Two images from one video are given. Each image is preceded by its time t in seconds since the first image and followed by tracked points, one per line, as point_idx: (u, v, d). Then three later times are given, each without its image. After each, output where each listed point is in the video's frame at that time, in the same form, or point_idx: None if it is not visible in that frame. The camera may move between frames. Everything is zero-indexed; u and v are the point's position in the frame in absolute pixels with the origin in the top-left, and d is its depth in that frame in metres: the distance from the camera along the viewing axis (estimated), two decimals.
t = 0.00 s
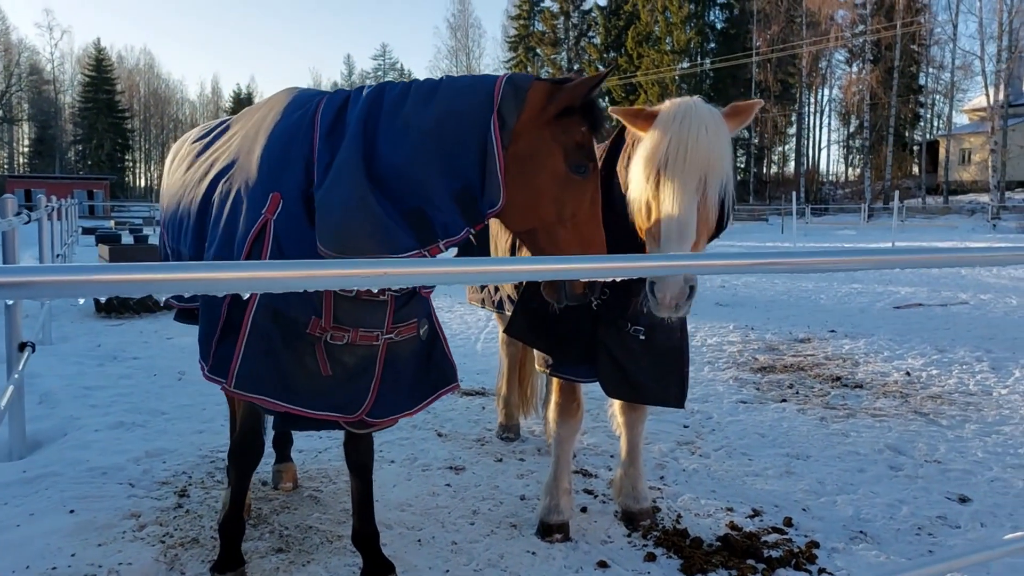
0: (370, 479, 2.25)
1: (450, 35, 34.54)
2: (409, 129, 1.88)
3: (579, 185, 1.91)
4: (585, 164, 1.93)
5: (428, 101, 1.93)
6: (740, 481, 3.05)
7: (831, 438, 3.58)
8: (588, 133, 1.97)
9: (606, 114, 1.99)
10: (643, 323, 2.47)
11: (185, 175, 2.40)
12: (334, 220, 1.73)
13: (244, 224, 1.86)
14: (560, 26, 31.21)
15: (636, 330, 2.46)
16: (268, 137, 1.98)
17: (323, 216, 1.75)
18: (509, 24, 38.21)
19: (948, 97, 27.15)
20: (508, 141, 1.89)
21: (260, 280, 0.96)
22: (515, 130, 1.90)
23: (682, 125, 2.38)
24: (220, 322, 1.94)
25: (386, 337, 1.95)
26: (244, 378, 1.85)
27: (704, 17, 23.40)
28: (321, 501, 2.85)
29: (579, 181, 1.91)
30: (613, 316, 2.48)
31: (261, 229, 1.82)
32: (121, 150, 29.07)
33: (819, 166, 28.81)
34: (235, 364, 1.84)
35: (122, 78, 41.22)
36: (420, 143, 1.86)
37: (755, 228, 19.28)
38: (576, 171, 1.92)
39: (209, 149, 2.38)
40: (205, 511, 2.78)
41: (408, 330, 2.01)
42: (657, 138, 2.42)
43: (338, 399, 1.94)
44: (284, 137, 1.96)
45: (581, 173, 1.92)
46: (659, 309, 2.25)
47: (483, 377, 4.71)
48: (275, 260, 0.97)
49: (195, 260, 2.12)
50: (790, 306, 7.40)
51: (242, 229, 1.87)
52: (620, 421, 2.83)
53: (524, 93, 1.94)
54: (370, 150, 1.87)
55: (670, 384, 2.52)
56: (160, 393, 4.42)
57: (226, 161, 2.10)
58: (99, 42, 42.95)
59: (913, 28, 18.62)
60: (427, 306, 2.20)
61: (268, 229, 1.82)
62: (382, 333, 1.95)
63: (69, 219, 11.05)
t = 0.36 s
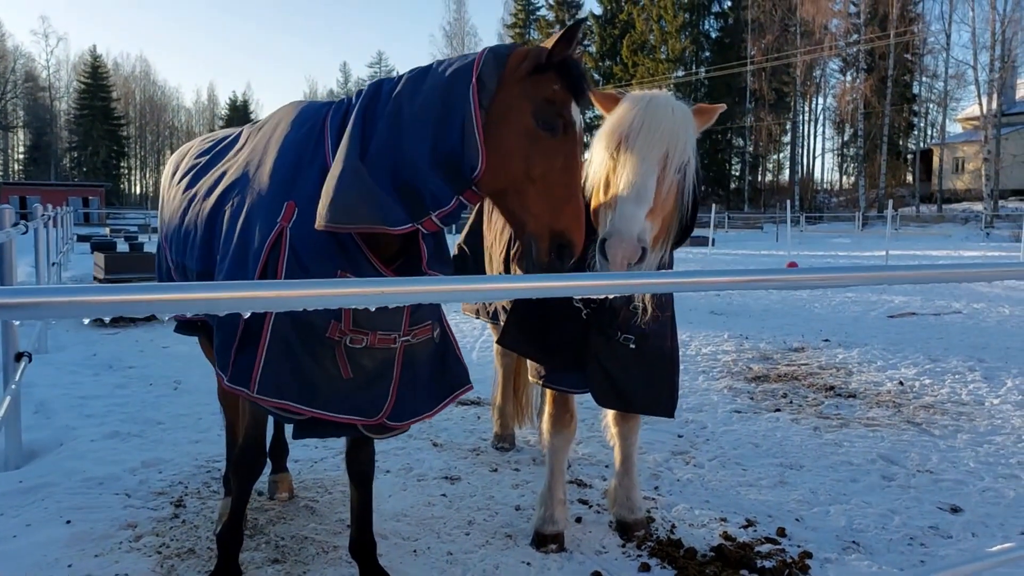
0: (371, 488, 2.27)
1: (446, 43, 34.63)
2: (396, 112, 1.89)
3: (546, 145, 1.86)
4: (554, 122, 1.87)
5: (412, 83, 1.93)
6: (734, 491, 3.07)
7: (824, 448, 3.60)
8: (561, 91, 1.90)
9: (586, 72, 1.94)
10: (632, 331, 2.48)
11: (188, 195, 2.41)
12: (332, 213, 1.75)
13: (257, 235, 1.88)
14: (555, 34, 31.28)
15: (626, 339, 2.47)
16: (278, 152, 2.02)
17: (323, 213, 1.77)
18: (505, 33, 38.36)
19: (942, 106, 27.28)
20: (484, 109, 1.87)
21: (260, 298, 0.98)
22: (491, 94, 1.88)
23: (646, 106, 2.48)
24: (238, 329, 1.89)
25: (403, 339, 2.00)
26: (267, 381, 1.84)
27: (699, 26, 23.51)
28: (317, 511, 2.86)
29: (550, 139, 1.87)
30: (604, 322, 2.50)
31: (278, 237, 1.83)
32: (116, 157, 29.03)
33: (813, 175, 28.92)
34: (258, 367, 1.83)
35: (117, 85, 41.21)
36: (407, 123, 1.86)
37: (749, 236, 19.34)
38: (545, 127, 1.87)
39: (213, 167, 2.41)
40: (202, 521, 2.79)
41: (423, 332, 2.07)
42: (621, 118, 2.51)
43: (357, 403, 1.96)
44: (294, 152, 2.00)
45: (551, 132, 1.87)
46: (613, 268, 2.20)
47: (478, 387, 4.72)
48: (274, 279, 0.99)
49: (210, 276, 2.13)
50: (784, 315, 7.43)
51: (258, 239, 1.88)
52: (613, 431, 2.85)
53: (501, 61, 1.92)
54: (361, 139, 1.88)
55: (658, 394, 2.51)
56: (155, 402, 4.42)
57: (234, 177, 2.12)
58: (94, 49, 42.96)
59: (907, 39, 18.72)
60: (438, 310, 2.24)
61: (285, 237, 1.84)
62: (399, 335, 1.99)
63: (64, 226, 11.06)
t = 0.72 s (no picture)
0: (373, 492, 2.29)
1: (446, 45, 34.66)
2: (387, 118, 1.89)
3: (529, 137, 1.82)
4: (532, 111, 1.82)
5: (402, 88, 1.93)
6: (734, 495, 3.08)
7: (823, 453, 3.62)
8: (536, 79, 1.85)
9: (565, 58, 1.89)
10: (616, 336, 2.49)
11: (193, 200, 2.42)
12: (324, 221, 1.77)
13: (259, 244, 1.90)
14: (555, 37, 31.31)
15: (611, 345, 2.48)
16: (280, 159, 2.03)
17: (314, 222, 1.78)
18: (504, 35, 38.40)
19: (941, 109, 27.32)
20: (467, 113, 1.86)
21: (262, 308, 0.99)
22: (470, 97, 1.86)
23: (646, 115, 2.50)
24: (242, 336, 1.91)
25: (405, 345, 2.01)
26: (270, 387, 1.85)
27: (699, 29, 23.55)
28: (318, 515, 2.87)
29: (531, 130, 1.82)
30: (590, 329, 2.51)
31: (280, 243, 1.85)
32: (116, 158, 29.03)
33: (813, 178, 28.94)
34: (261, 373, 1.84)
35: (117, 86, 41.23)
36: (397, 130, 1.86)
37: (748, 239, 19.35)
38: (525, 119, 1.82)
39: (218, 173, 2.42)
40: (203, 525, 2.79)
41: (425, 338, 2.08)
42: (619, 126, 2.52)
43: (360, 409, 1.97)
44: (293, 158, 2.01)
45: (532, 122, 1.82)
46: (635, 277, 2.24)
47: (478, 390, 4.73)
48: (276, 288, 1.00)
49: (216, 281, 2.14)
50: (783, 318, 7.45)
51: (260, 245, 1.90)
52: (611, 436, 2.86)
53: (478, 62, 1.89)
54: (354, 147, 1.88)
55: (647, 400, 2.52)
56: (156, 404, 4.43)
57: (237, 185, 2.14)
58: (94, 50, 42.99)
59: (906, 42, 18.75)
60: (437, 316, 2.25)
61: (286, 245, 1.85)
62: (400, 341, 2.00)
63: (63, 227, 11.05)
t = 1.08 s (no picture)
0: (372, 494, 2.29)
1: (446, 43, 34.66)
2: (380, 120, 1.89)
3: (532, 139, 1.81)
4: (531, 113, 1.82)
5: (395, 90, 1.93)
6: (734, 495, 3.08)
7: (824, 453, 3.62)
8: (531, 82, 1.84)
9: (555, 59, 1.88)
10: (615, 339, 2.49)
11: (188, 198, 2.43)
12: (313, 223, 1.78)
13: (250, 244, 1.91)
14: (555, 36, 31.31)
15: (607, 347, 2.48)
16: (272, 160, 2.04)
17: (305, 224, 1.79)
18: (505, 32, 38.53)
19: (941, 108, 27.30)
20: (460, 119, 1.86)
21: (265, 310, 0.99)
22: (463, 104, 1.86)
23: (648, 121, 2.50)
24: (232, 334, 1.94)
25: (394, 347, 1.99)
26: (254, 388, 1.87)
27: (700, 28, 23.54)
28: (319, 514, 2.87)
29: (533, 131, 1.82)
30: (585, 331, 2.51)
31: (270, 242, 1.86)
32: (115, 155, 29.01)
33: (813, 176, 28.95)
34: (246, 373, 1.86)
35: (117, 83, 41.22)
36: (388, 131, 1.85)
37: (749, 238, 19.36)
38: (525, 121, 1.82)
39: (214, 170, 2.43)
40: (204, 523, 2.79)
41: (415, 341, 2.06)
42: (620, 131, 2.52)
43: (346, 410, 1.97)
44: (287, 157, 2.02)
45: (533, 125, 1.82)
46: (633, 282, 2.21)
47: (479, 388, 4.73)
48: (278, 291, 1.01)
49: (208, 280, 2.15)
50: (783, 318, 7.45)
51: (251, 246, 1.91)
52: (611, 436, 2.87)
53: (471, 68, 1.89)
54: (345, 147, 1.88)
55: (643, 402, 2.52)
56: (157, 402, 4.43)
57: (232, 184, 2.15)
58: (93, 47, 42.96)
59: (906, 42, 18.75)
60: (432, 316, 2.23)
61: (277, 243, 1.86)
62: (390, 343, 1.99)
63: (64, 226, 11.04)
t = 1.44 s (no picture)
0: (371, 495, 2.29)
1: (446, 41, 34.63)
2: (368, 123, 1.88)
3: (509, 145, 1.80)
4: (507, 118, 1.80)
5: (384, 92, 1.93)
6: (735, 496, 3.08)
7: (825, 452, 3.62)
8: (510, 85, 1.82)
9: (534, 60, 1.85)
10: (615, 340, 2.49)
11: (185, 198, 2.43)
12: (301, 227, 1.78)
13: (242, 246, 1.92)
14: (555, 34, 31.28)
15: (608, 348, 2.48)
16: (264, 161, 2.04)
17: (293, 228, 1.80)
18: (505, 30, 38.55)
19: (942, 106, 27.28)
20: (444, 123, 1.86)
21: (266, 314, 0.99)
22: (447, 107, 1.85)
23: (649, 112, 2.51)
24: (224, 337, 1.95)
25: (386, 349, 1.99)
26: (245, 390, 1.87)
27: (700, 26, 23.52)
28: (320, 514, 2.87)
29: (509, 136, 1.80)
30: (585, 332, 2.51)
31: (261, 244, 1.87)
32: (116, 155, 29.00)
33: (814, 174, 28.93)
34: (236, 376, 1.86)
35: (117, 82, 41.20)
36: (376, 134, 1.85)
37: (750, 237, 19.35)
38: (501, 126, 1.80)
39: (210, 170, 2.42)
40: (204, 524, 2.79)
41: (407, 342, 2.06)
42: (622, 117, 2.53)
43: (338, 411, 1.97)
44: (277, 159, 2.01)
45: (509, 129, 1.80)
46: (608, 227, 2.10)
47: (479, 388, 4.73)
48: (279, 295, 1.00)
49: (203, 281, 2.15)
50: (783, 317, 7.44)
51: (243, 248, 1.91)
52: (611, 436, 2.86)
53: (453, 70, 1.87)
54: (334, 149, 1.88)
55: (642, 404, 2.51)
56: (157, 402, 4.43)
57: (226, 185, 2.15)
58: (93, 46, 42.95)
59: (907, 40, 18.72)
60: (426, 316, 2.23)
61: (268, 246, 1.86)
62: (381, 345, 1.98)
63: (64, 226, 11.02)
